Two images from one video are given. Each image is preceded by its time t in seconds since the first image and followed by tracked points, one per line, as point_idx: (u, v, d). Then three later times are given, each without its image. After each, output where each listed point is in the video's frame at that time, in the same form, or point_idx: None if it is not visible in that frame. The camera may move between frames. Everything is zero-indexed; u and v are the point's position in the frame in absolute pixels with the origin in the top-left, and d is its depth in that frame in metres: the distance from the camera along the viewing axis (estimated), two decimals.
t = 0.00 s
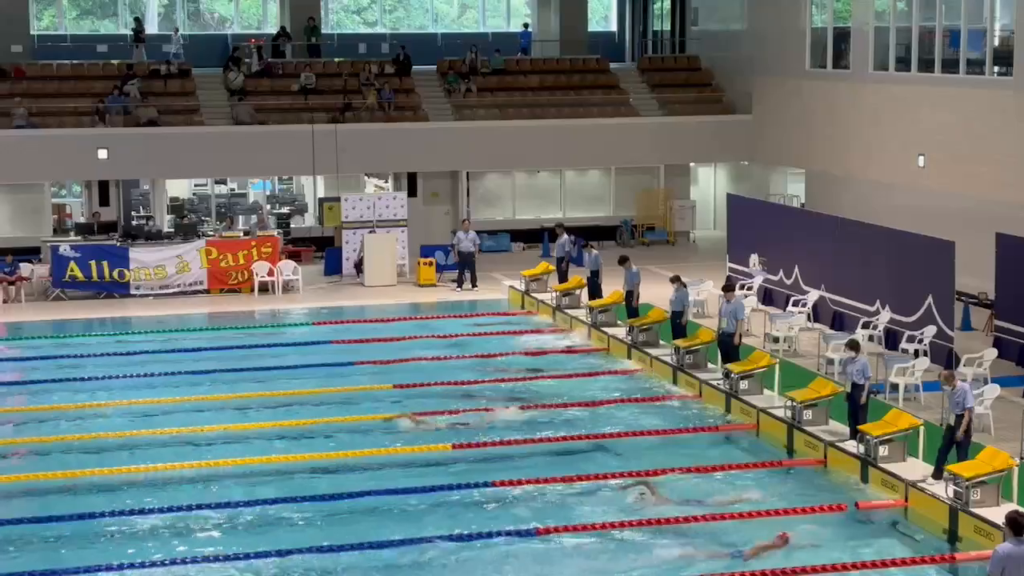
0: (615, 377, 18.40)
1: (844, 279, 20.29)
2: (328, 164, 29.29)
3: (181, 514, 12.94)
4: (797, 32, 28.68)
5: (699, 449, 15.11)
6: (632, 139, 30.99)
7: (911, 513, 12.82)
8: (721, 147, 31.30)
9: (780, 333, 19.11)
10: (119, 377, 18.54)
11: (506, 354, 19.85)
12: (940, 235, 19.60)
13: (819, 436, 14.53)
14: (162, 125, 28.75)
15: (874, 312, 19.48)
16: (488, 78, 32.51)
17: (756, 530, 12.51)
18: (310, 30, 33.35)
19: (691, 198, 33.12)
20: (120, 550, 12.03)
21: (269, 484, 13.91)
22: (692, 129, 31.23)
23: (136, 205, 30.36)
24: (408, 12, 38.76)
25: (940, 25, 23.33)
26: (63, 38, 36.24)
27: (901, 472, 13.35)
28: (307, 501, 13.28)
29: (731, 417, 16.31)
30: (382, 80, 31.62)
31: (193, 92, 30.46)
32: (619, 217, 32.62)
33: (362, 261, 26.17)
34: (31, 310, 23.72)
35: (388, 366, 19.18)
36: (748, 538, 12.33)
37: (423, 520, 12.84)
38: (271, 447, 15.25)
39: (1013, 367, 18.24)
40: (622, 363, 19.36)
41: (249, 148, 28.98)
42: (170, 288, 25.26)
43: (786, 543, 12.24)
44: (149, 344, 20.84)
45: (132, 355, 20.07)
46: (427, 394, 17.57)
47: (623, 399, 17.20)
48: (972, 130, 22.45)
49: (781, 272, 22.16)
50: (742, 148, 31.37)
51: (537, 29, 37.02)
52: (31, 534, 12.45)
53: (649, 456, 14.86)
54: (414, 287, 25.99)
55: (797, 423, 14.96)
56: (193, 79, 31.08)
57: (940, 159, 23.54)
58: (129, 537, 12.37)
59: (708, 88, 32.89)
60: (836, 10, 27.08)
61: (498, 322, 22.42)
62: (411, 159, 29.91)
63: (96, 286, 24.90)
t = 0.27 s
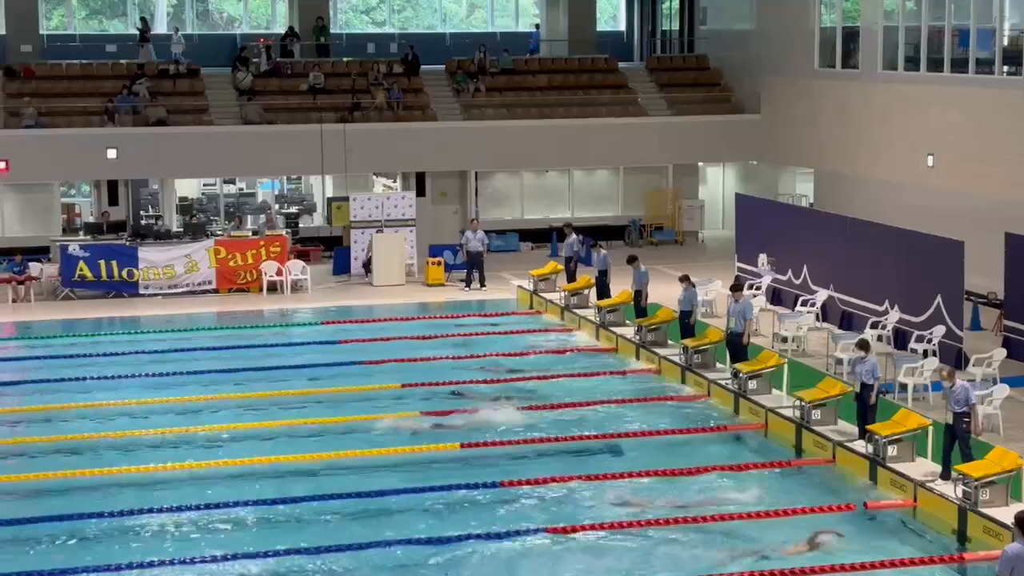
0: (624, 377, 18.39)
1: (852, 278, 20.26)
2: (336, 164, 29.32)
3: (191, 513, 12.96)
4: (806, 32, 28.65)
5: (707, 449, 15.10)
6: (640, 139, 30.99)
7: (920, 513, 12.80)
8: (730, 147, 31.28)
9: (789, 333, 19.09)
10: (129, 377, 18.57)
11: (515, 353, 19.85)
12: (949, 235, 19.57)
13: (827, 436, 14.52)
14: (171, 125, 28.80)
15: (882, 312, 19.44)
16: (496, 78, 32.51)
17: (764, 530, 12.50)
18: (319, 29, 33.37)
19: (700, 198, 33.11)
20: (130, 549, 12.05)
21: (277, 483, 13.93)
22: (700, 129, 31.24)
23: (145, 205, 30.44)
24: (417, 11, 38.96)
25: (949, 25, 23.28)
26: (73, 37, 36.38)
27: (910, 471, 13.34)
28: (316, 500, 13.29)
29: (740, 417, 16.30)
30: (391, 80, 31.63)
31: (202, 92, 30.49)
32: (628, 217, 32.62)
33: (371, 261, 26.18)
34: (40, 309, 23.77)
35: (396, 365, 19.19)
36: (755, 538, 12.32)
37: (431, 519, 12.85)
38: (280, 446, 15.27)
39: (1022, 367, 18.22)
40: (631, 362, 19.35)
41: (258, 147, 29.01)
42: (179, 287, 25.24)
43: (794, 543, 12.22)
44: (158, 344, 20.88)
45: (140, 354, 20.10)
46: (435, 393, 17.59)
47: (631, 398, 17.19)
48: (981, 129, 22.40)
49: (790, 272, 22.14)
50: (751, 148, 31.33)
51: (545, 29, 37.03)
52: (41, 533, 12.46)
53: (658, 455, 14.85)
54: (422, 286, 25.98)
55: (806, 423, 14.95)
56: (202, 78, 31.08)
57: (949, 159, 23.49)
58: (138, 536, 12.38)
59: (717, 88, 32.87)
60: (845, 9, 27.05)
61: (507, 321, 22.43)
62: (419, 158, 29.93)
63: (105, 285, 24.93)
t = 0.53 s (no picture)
0: (635, 377, 18.38)
1: (864, 278, 20.23)
2: (347, 163, 29.33)
3: (203, 511, 12.98)
4: (818, 31, 28.61)
5: (718, 449, 15.09)
6: (651, 139, 30.98)
7: (931, 513, 12.79)
8: (741, 147, 31.25)
9: (800, 333, 19.07)
10: (140, 376, 18.60)
11: (525, 353, 19.86)
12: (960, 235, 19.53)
13: (838, 436, 14.51)
14: (182, 125, 28.84)
15: (894, 312, 19.41)
16: (507, 78, 32.51)
17: (775, 530, 12.49)
18: (331, 29, 33.36)
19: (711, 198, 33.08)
20: (142, 548, 12.07)
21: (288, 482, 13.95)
22: (711, 128, 31.23)
23: (156, 205, 30.62)
24: (428, 11, 38.97)
25: (961, 24, 23.23)
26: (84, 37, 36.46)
27: (921, 471, 13.32)
28: (328, 499, 13.30)
29: (750, 417, 16.28)
30: (402, 80, 31.64)
31: (214, 91, 30.51)
32: (638, 217, 32.61)
33: (381, 260, 26.20)
34: (52, 308, 23.82)
35: (407, 364, 19.20)
36: (765, 538, 12.31)
37: (443, 519, 12.85)
38: (291, 445, 15.28)
39: None
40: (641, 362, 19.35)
41: (269, 147, 29.04)
42: (190, 287, 25.26)
43: (805, 542, 12.20)
44: (168, 343, 20.91)
45: (152, 353, 20.14)
46: (446, 392, 17.60)
47: (642, 398, 17.19)
48: (993, 129, 22.36)
49: (801, 272, 22.12)
50: (762, 148, 31.30)
51: (556, 28, 37.02)
52: (54, 532, 12.49)
53: (669, 455, 14.85)
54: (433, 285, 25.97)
55: (817, 423, 14.94)
56: (213, 78, 31.11)
57: (961, 158, 23.44)
58: (151, 535, 12.40)
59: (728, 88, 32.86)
60: (856, 9, 27.01)
61: (517, 321, 22.43)
62: (430, 158, 29.94)
63: (116, 285, 24.97)
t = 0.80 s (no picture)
0: (649, 377, 18.37)
1: (878, 279, 20.18)
2: (361, 163, 29.35)
3: (217, 510, 13.01)
4: (832, 31, 28.56)
5: (731, 449, 15.07)
6: (664, 138, 30.97)
7: (945, 513, 12.76)
8: (755, 147, 31.21)
9: (814, 333, 19.04)
10: (154, 375, 18.64)
11: (538, 353, 19.86)
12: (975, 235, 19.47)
13: (852, 436, 14.48)
14: (196, 124, 28.89)
15: (908, 312, 19.36)
16: (521, 78, 32.50)
17: (788, 530, 12.47)
18: (346, 29, 33.36)
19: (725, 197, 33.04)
20: (156, 547, 12.09)
21: (302, 481, 13.97)
22: (724, 128, 31.21)
23: (171, 204, 30.60)
24: (441, 10, 38.98)
25: (976, 24, 23.17)
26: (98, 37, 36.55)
27: (935, 472, 13.29)
28: (341, 498, 13.32)
29: (764, 416, 16.26)
30: (415, 79, 31.67)
31: (227, 91, 30.56)
32: (652, 217, 32.58)
33: (395, 260, 26.21)
34: (67, 307, 23.89)
35: (421, 364, 19.22)
36: (778, 538, 12.29)
37: (456, 518, 12.85)
38: (304, 444, 15.30)
39: None
40: (655, 362, 19.34)
41: (283, 146, 29.08)
42: (204, 286, 25.29)
43: (818, 543, 12.18)
44: (182, 342, 20.95)
45: (167, 352, 20.18)
46: (459, 392, 17.61)
47: (655, 398, 17.17)
48: (1008, 129, 22.29)
49: (815, 272, 22.08)
50: (776, 148, 31.25)
51: (569, 28, 37.01)
52: (67, 531, 12.51)
53: (682, 455, 14.83)
54: (446, 285, 25.98)
55: (831, 423, 14.91)
56: (227, 77, 31.16)
57: (975, 158, 23.38)
58: (164, 534, 12.42)
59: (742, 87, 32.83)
60: (870, 9, 26.95)
61: (530, 320, 22.43)
62: (443, 157, 29.96)
63: (130, 284, 25.02)
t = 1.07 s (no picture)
0: (664, 376, 18.35)
1: (894, 278, 20.13)
2: (377, 162, 29.36)
3: (233, 508, 13.03)
4: (848, 30, 28.50)
5: (746, 449, 15.05)
6: (680, 138, 30.95)
7: (961, 514, 12.73)
8: (771, 146, 31.17)
9: (829, 333, 19.02)
10: (170, 374, 18.68)
11: (553, 352, 19.86)
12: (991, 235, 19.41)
13: (868, 436, 14.46)
14: (212, 124, 28.94)
15: (924, 312, 19.32)
16: (536, 77, 32.50)
17: (803, 530, 12.45)
18: (364, 28, 33.38)
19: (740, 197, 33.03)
20: (172, 545, 12.11)
21: (317, 479, 13.99)
22: (740, 127, 31.17)
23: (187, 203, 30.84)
24: (457, 10, 39.00)
25: (992, 23, 23.10)
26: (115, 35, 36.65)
27: (951, 472, 13.26)
28: (357, 497, 13.33)
29: (779, 416, 16.24)
30: (430, 79, 31.69)
31: (243, 90, 30.62)
32: (667, 216, 32.54)
33: (410, 259, 26.24)
34: (84, 306, 23.96)
35: (436, 363, 19.24)
36: (793, 538, 12.27)
37: (471, 517, 12.86)
38: (319, 443, 15.32)
39: None
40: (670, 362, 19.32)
41: (299, 145, 29.12)
42: (220, 285, 25.35)
43: (833, 543, 12.16)
44: (198, 341, 20.99)
45: (183, 351, 20.22)
46: (475, 391, 17.62)
47: (670, 397, 17.16)
48: None
49: (830, 272, 22.05)
50: (792, 147, 31.20)
51: (585, 27, 37.00)
52: (83, 529, 12.54)
53: (697, 455, 14.82)
54: (461, 284, 26.01)
55: (846, 423, 14.89)
56: (244, 77, 31.26)
57: (992, 158, 23.31)
58: (179, 532, 12.44)
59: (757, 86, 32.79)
60: (887, 8, 26.89)
61: (545, 319, 22.43)
62: (459, 156, 29.98)
63: (147, 283, 25.06)
